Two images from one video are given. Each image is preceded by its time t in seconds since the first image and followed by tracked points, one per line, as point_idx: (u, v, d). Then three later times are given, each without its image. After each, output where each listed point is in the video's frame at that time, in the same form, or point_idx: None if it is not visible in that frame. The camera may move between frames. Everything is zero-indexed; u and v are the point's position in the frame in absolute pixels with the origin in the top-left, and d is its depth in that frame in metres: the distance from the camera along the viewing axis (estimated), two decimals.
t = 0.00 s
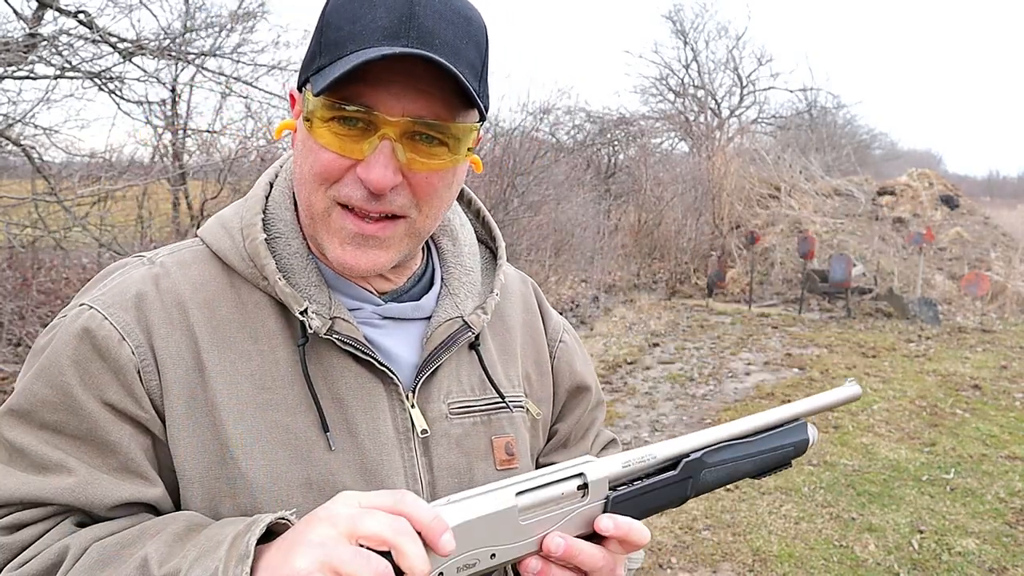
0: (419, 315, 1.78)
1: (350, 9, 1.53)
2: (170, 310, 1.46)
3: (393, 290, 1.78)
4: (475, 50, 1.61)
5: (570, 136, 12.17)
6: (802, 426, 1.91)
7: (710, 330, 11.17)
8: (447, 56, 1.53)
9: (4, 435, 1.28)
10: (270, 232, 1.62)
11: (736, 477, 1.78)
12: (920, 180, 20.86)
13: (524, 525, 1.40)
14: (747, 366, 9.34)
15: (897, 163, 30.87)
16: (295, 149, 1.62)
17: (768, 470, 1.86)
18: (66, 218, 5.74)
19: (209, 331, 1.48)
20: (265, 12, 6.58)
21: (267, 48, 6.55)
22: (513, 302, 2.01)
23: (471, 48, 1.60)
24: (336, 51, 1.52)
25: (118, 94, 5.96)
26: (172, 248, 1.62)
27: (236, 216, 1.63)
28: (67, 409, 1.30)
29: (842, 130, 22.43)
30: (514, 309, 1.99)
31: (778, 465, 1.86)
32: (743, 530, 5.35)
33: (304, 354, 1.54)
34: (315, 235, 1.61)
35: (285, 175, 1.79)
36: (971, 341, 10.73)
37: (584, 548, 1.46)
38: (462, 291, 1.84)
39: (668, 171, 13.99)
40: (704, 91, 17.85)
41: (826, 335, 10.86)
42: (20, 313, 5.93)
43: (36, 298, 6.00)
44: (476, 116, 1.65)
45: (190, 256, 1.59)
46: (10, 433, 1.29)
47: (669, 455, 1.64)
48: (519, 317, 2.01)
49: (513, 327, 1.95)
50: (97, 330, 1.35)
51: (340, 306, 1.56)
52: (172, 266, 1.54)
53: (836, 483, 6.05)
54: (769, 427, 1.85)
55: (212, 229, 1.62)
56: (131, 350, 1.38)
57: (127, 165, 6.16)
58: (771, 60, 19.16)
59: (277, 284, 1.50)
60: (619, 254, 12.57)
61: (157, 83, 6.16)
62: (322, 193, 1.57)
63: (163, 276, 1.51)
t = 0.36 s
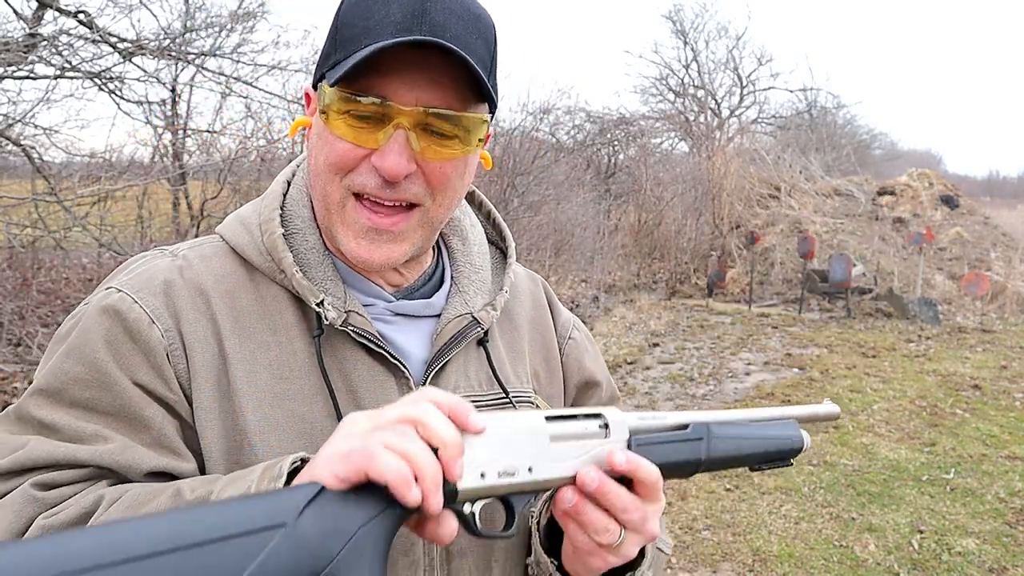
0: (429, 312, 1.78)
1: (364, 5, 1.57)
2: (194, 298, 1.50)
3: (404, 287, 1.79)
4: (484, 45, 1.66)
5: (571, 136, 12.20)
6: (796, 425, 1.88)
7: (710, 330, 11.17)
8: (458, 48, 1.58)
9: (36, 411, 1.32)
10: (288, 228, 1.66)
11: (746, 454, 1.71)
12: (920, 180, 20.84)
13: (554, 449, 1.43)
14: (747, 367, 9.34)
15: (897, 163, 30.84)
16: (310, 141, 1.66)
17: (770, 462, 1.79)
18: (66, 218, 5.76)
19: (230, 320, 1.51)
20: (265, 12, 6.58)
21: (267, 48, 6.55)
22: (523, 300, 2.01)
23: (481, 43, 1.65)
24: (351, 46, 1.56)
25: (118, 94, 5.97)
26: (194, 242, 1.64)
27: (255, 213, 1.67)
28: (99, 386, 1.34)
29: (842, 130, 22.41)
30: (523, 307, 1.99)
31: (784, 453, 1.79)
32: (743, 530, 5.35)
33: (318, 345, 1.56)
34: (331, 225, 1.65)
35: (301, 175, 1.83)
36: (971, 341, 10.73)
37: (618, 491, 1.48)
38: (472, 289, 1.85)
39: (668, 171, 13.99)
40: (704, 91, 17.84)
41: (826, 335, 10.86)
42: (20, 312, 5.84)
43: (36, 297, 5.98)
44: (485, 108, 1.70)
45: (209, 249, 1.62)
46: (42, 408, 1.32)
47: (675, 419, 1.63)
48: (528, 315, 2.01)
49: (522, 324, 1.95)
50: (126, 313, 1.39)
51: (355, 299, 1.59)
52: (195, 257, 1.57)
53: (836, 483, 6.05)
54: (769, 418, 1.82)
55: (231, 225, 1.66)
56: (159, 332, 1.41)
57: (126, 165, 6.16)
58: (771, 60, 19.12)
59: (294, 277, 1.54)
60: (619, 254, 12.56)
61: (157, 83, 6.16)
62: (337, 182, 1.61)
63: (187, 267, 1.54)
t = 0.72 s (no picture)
0: (420, 306, 1.84)
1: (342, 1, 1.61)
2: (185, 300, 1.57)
3: (396, 281, 1.85)
4: (461, 35, 1.70)
5: (571, 137, 12.17)
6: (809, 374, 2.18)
7: (710, 330, 11.18)
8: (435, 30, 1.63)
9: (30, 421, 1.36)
10: (279, 227, 1.72)
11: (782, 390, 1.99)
12: (920, 180, 20.83)
13: (652, 347, 1.49)
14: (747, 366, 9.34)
15: (897, 164, 30.83)
16: (299, 133, 1.74)
17: (793, 404, 2.08)
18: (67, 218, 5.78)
19: (219, 318, 1.58)
20: (265, 13, 6.58)
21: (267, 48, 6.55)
22: (516, 294, 2.03)
23: (457, 33, 1.69)
24: (333, 42, 1.60)
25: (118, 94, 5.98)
26: (188, 246, 1.71)
27: (246, 214, 1.72)
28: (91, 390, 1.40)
29: (842, 130, 22.38)
30: (515, 300, 2.02)
31: (804, 397, 2.10)
32: (743, 530, 5.35)
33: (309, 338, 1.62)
34: (325, 213, 1.73)
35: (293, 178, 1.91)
36: (971, 341, 10.72)
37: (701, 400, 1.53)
38: (461, 281, 1.88)
39: (668, 171, 13.99)
40: (704, 91, 17.83)
41: (826, 335, 10.87)
42: (20, 313, 5.83)
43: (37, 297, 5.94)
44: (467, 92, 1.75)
45: (202, 253, 1.69)
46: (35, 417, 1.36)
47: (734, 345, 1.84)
48: (520, 304, 2.04)
49: (513, 314, 1.99)
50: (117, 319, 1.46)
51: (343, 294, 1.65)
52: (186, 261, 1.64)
53: (836, 483, 6.05)
54: (797, 367, 2.12)
55: (223, 229, 1.72)
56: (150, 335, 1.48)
57: (127, 165, 6.17)
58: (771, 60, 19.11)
59: (284, 272, 1.60)
60: (619, 254, 12.56)
61: (158, 83, 6.17)
62: (328, 170, 1.69)
63: (178, 270, 1.61)
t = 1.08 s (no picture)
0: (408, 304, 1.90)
1: (361, 7, 1.73)
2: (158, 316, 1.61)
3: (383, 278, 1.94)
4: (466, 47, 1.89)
5: (571, 137, 12.01)
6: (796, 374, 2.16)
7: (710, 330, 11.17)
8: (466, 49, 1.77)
9: (14, 437, 1.48)
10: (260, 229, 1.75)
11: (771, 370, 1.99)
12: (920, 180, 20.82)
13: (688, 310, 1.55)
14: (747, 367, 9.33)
15: (897, 164, 30.82)
16: (320, 139, 1.79)
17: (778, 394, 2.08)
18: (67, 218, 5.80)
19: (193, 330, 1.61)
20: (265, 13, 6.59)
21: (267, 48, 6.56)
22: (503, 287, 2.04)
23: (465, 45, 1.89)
24: (362, 50, 1.73)
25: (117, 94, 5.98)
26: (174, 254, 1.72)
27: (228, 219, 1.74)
28: (58, 409, 1.47)
29: (842, 130, 22.39)
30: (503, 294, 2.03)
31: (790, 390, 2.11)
32: (743, 530, 5.34)
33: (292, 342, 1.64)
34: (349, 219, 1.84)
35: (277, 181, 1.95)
36: (971, 341, 10.72)
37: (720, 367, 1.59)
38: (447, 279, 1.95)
39: (668, 171, 13.99)
40: (704, 91, 17.82)
41: (826, 335, 10.86)
42: (20, 313, 5.82)
43: (37, 297, 5.94)
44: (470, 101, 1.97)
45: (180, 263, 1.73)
46: (17, 432, 1.48)
47: (744, 326, 1.84)
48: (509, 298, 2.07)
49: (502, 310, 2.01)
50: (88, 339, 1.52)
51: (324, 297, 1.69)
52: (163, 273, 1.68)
53: (836, 483, 6.05)
54: (792, 364, 2.16)
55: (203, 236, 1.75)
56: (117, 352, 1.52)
57: (127, 165, 6.17)
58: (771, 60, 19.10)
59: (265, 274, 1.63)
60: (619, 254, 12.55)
61: (157, 83, 6.18)
62: (357, 178, 1.80)
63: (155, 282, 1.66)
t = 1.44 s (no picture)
0: (395, 294, 1.91)
1: (360, 12, 1.73)
2: (164, 291, 1.58)
3: (370, 273, 1.92)
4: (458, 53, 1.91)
5: (571, 137, 12.00)
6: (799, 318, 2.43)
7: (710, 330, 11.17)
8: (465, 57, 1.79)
9: (4, 404, 1.36)
10: (253, 222, 1.74)
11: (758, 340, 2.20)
12: (920, 180, 20.82)
13: (661, 319, 1.65)
14: (747, 366, 9.33)
15: (897, 164, 30.83)
16: (317, 141, 1.77)
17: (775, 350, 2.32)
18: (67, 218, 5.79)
19: (198, 311, 1.59)
20: (265, 13, 6.59)
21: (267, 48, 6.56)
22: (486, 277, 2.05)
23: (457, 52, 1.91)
24: (364, 54, 1.74)
25: (117, 94, 5.98)
26: (162, 247, 1.72)
27: (218, 214, 1.76)
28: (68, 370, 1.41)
29: (842, 130, 22.40)
30: (489, 284, 2.03)
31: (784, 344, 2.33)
32: (743, 530, 5.34)
33: (288, 327, 1.65)
34: (345, 221, 1.80)
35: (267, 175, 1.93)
36: (971, 342, 10.73)
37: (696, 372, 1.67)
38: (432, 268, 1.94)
39: (668, 171, 13.99)
40: (704, 91, 17.82)
41: (826, 335, 10.86)
42: (20, 312, 5.83)
43: (36, 297, 5.94)
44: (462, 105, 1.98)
45: (177, 252, 1.69)
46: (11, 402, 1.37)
47: (733, 303, 1.98)
48: (493, 287, 2.06)
49: (487, 296, 2.00)
50: (93, 307, 1.48)
51: (318, 285, 1.68)
52: (163, 259, 1.65)
53: (836, 483, 6.05)
54: (783, 312, 2.31)
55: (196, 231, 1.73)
56: (121, 321, 1.48)
57: (126, 165, 6.17)
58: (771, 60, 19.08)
59: (260, 264, 1.62)
60: (620, 254, 12.55)
61: (157, 83, 6.18)
62: (354, 179, 1.78)
63: (156, 266, 1.62)
